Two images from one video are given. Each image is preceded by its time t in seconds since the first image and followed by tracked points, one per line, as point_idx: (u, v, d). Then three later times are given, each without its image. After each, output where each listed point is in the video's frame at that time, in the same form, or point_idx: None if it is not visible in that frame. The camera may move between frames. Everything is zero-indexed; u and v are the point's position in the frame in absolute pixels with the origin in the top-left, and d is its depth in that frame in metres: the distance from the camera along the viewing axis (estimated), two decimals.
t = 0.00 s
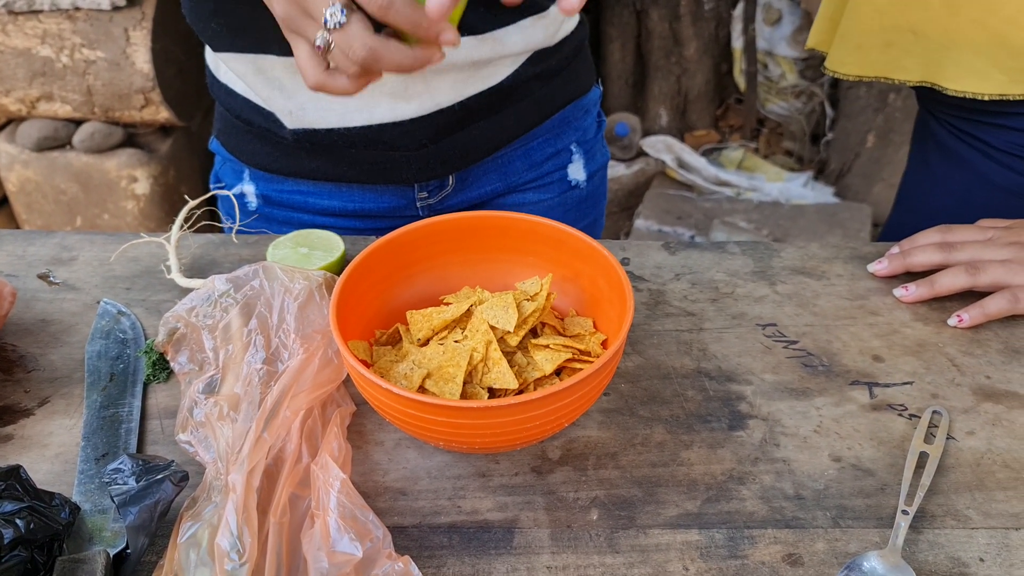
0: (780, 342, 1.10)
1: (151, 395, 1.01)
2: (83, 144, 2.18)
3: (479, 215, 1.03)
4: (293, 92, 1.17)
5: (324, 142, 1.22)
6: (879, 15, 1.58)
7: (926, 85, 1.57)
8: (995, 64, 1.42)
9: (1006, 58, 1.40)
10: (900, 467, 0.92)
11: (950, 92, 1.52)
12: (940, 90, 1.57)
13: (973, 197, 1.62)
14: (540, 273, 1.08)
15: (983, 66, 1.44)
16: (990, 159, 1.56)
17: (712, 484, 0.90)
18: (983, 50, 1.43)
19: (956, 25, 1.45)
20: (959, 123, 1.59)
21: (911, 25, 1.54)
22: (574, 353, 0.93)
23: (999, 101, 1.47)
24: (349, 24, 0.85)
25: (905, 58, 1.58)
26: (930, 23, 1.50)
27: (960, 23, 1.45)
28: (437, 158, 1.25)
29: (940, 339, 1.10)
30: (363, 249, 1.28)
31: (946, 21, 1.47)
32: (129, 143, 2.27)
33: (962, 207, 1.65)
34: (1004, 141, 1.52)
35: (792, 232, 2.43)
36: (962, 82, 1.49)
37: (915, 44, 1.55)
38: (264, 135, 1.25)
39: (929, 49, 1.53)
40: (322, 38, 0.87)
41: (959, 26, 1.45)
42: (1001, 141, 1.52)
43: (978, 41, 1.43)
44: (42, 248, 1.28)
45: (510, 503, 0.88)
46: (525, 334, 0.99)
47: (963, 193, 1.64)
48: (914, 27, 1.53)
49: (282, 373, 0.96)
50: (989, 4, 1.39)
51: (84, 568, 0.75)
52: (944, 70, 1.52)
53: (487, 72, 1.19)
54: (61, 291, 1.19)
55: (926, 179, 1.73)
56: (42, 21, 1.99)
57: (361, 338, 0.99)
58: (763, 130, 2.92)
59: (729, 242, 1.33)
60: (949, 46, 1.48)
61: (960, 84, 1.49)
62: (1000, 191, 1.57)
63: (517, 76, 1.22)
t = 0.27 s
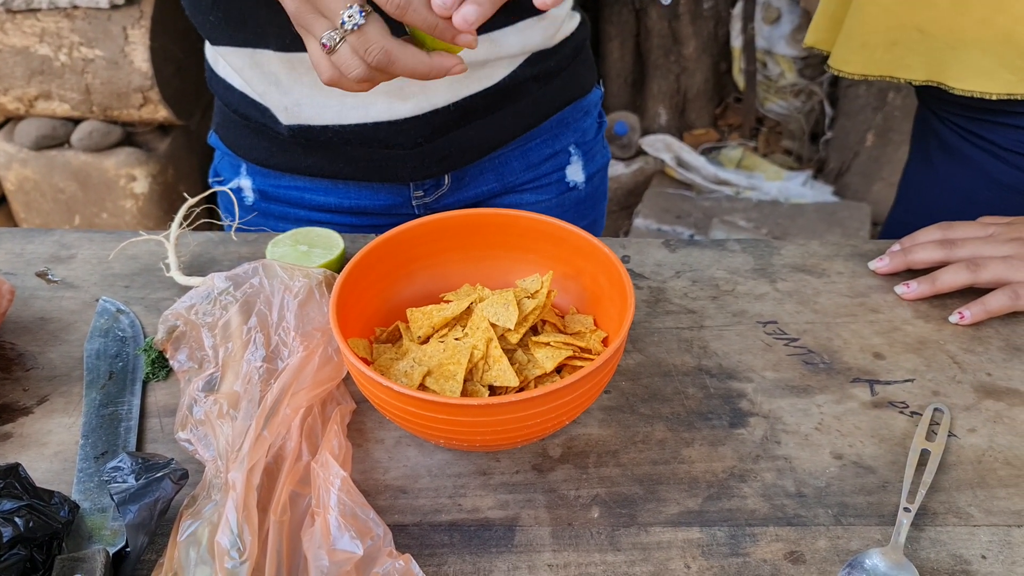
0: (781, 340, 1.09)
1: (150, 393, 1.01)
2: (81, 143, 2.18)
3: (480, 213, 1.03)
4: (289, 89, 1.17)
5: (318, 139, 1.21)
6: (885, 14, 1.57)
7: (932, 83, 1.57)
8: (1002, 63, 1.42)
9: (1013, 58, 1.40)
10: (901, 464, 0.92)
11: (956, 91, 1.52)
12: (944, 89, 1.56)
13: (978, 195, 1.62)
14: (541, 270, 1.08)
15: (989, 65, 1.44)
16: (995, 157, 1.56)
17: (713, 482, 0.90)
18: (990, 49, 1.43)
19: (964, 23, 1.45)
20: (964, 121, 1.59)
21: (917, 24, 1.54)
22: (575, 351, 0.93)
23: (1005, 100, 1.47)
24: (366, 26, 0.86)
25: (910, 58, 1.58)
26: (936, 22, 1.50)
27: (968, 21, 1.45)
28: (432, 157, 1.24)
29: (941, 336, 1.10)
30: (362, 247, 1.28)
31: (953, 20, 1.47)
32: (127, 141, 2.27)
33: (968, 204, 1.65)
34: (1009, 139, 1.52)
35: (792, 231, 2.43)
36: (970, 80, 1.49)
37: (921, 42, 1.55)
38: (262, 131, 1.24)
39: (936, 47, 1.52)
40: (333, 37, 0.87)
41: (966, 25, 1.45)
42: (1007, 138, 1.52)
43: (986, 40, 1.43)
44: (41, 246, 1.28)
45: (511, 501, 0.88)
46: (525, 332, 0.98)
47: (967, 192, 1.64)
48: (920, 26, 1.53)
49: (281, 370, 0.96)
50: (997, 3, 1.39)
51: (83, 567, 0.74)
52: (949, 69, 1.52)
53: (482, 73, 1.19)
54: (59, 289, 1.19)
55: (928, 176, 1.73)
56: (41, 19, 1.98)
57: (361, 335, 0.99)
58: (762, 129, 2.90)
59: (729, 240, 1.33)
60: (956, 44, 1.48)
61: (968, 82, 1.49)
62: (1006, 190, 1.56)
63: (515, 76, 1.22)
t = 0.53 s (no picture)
0: (782, 340, 1.09)
1: (150, 393, 1.00)
2: (82, 143, 2.18)
3: (480, 212, 1.03)
4: (291, 86, 1.17)
5: (319, 139, 1.21)
6: (884, 11, 1.58)
7: (930, 80, 1.57)
8: (999, 61, 1.42)
9: (1011, 56, 1.40)
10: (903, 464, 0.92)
11: (954, 88, 1.51)
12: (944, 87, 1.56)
13: (981, 195, 1.61)
14: (542, 270, 1.08)
15: (987, 63, 1.44)
16: (994, 157, 1.55)
17: (715, 482, 0.90)
18: (987, 46, 1.43)
19: (960, 21, 1.45)
20: (962, 121, 1.58)
21: (915, 20, 1.54)
22: (576, 351, 0.93)
23: (1002, 99, 1.47)
24: None
25: (909, 54, 1.59)
26: (934, 19, 1.50)
27: (965, 19, 1.44)
28: (434, 160, 1.24)
29: (942, 337, 1.09)
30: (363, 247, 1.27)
31: (950, 17, 1.47)
32: (128, 141, 2.27)
33: (971, 204, 1.64)
34: (1008, 139, 1.50)
35: (792, 231, 2.43)
36: (966, 78, 1.48)
37: (919, 39, 1.55)
38: (263, 131, 1.24)
39: (933, 45, 1.52)
40: None
41: (963, 22, 1.45)
42: (1005, 138, 1.51)
43: (982, 37, 1.43)
44: (41, 246, 1.28)
45: (512, 501, 0.88)
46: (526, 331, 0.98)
47: (970, 192, 1.63)
48: (919, 23, 1.54)
49: (282, 370, 0.96)
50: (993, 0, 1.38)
51: (83, 566, 0.74)
52: (947, 67, 1.52)
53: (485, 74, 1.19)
54: (60, 288, 1.19)
55: (931, 177, 1.73)
56: (41, 19, 1.98)
57: (362, 335, 0.99)
58: (763, 129, 2.88)
59: (730, 240, 1.33)
60: (953, 42, 1.48)
61: (964, 80, 1.49)
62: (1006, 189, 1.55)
63: (519, 80, 1.22)
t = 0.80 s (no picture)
0: (783, 339, 1.08)
1: (146, 392, 1.00)
2: (80, 141, 2.17)
3: (480, 210, 1.02)
4: (289, 85, 1.16)
5: (317, 138, 1.20)
6: (884, 9, 1.57)
7: (930, 79, 1.56)
8: (999, 60, 1.41)
9: (1012, 56, 1.38)
10: (905, 464, 0.91)
11: (954, 86, 1.50)
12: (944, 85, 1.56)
13: (981, 193, 1.60)
14: (541, 268, 1.07)
15: (987, 62, 1.43)
16: (995, 155, 1.54)
17: (716, 482, 0.89)
18: (987, 46, 1.42)
19: (959, 18, 1.44)
20: (963, 118, 1.58)
21: (914, 19, 1.53)
22: (575, 350, 0.92)
23: (1003, 96, 1.46)
24: None
25: (910, 53, 1.58)
26: (934, 18, 1.49)
27: (963, 17, 1.44)
28: (435, 162, 1.23)
29: (945, 336, 1.09)
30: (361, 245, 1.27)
31: (951, 15, 1.46)
32: (126, 139, 2.26)
33: (971, 203, 1.63)
34: (1009, 138, 1.50)
35: (793, 230, 2.42)
36: (965, 75, 1.48)
37: (919, 37, 1.54)
38: (261, 132, 1.23)
39: (933, 43, 1.52)
40: None
41: (963, 20, 1.44)
42: (1005, 137, 1.50)
43: (982, 35, 1.42)
44: (38, 244, 1.27)
45: (511, 501, 0.87)
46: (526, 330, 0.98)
47: (970, 190, 1.63)
48: (919, 21, 1.53)
49: (279, 369, 0.95)
50: None
51: (79, 567, 0.73)
52: (948, 65, 1.51)
53: (486, 75, 1.18)
54: (56, 287, 1.18)
55: (933, 176, 1.72)
56: (39, 17, 1.97)
57: (360, 334, 0.98)
58: (763, 128, 2.87)
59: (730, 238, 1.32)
60: (953, 40, 1.47)
61: (963, 78, 1.48)
62: (1006, 187, 1.54)
63: (520, 81, 1.21)
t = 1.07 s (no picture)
0: (783, 340, 1.08)
1: (145, 394, 0.99)
2: (79, 141, 2.16)
3: (479, 211, 1.01)
4: (287, 87, 1.16)
5: (316, 141, 1.19)
6: (885, 15, 1.57)
7: (934, 84, 1.56)
8: (1002, 64, 1.40)
9: (1015, 59, 1.38)
10: (906, 467, 0.90)
11: (958, 91, 1.50)
12: (947, 90, 1.55)
13: (984, 197, 1.60)
14: (540, 269, 1.07)
15: (991, 66, 1.42)
16: (997, 158, 1.54)
17: (715, 484, 0.89)
18: (991, 49, 1.41)
19: (963, 23, 1.44)
20: (966, 122, 1.57)
21: (918, 24, 1.52)
22: (575, 352, 0.92)
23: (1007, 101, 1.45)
24: None
25: (912, 58, 1.57)
26: (937, 22, 1.49)
27: (967, 22, 1.43)
28: (435, 166, 1.22)
29: (945, 337, 1.08)
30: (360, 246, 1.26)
31: (953, 20, 1.46)
32: (126, 139, 2.25)
33: (974, 206, 1.63)
34: (1012, 142, 1.49)
35: (793, 230, 2.42)
36: (969, 81, 1.47)
37: (923, 42, 1.54)
38: (259, 136, 1.23)
39: (937, 48, 1.51)
40: None
41: (965, 25, 1.44)
42: (1009, 140, 1.49)
43: (985, 40, 1.42)
44: (36, 245, 1.27)
45: (510, 503, 0.87)
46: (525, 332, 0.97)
47: (973, 194, 1.62)
48: (920, 26, 1.52)
49: (278, 371, 0.95)
50: (995, 4, 1.37)
51: (76, 570, 0.73)
52: (951, 70, 1.51)
53: (486, 76, 1.17)
54: (54, 287, 1.18)
55: (935, 178, 1.72)
56: (39, 16, 1.97)
57: (358, 335, 0.98)
58: (763, 128, 2.86)
59: (730, 239, 1.32)
60: (956, 45, 1.47)
61: (968, 83, 1.47)
62: (1010, 191, 1.54)
63: (521, 83, 1.21)
